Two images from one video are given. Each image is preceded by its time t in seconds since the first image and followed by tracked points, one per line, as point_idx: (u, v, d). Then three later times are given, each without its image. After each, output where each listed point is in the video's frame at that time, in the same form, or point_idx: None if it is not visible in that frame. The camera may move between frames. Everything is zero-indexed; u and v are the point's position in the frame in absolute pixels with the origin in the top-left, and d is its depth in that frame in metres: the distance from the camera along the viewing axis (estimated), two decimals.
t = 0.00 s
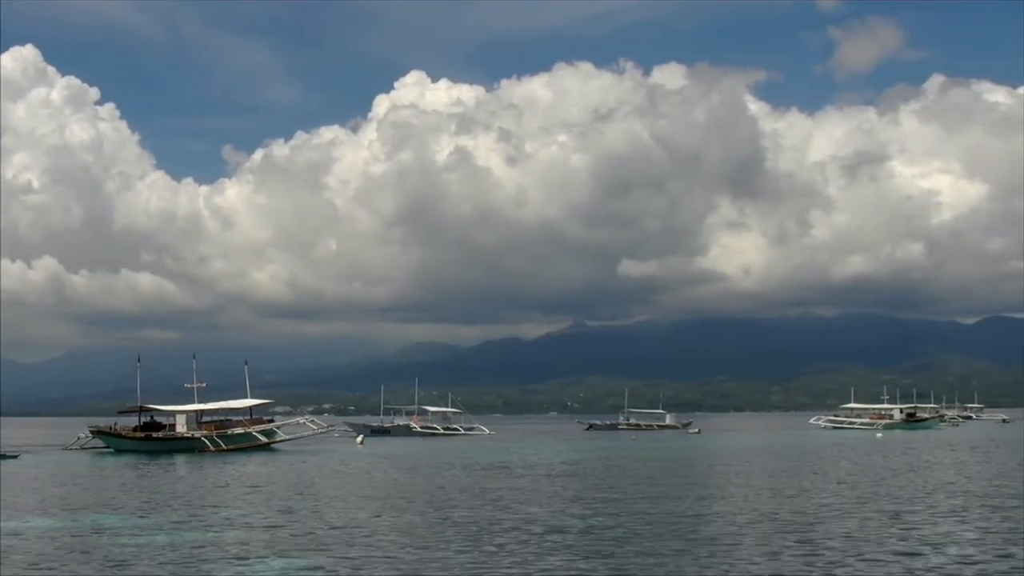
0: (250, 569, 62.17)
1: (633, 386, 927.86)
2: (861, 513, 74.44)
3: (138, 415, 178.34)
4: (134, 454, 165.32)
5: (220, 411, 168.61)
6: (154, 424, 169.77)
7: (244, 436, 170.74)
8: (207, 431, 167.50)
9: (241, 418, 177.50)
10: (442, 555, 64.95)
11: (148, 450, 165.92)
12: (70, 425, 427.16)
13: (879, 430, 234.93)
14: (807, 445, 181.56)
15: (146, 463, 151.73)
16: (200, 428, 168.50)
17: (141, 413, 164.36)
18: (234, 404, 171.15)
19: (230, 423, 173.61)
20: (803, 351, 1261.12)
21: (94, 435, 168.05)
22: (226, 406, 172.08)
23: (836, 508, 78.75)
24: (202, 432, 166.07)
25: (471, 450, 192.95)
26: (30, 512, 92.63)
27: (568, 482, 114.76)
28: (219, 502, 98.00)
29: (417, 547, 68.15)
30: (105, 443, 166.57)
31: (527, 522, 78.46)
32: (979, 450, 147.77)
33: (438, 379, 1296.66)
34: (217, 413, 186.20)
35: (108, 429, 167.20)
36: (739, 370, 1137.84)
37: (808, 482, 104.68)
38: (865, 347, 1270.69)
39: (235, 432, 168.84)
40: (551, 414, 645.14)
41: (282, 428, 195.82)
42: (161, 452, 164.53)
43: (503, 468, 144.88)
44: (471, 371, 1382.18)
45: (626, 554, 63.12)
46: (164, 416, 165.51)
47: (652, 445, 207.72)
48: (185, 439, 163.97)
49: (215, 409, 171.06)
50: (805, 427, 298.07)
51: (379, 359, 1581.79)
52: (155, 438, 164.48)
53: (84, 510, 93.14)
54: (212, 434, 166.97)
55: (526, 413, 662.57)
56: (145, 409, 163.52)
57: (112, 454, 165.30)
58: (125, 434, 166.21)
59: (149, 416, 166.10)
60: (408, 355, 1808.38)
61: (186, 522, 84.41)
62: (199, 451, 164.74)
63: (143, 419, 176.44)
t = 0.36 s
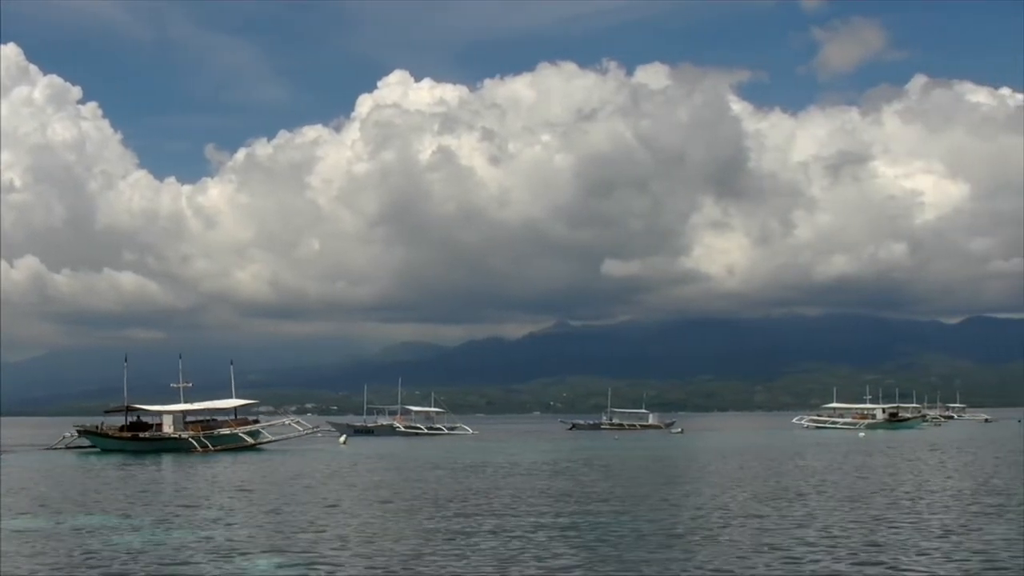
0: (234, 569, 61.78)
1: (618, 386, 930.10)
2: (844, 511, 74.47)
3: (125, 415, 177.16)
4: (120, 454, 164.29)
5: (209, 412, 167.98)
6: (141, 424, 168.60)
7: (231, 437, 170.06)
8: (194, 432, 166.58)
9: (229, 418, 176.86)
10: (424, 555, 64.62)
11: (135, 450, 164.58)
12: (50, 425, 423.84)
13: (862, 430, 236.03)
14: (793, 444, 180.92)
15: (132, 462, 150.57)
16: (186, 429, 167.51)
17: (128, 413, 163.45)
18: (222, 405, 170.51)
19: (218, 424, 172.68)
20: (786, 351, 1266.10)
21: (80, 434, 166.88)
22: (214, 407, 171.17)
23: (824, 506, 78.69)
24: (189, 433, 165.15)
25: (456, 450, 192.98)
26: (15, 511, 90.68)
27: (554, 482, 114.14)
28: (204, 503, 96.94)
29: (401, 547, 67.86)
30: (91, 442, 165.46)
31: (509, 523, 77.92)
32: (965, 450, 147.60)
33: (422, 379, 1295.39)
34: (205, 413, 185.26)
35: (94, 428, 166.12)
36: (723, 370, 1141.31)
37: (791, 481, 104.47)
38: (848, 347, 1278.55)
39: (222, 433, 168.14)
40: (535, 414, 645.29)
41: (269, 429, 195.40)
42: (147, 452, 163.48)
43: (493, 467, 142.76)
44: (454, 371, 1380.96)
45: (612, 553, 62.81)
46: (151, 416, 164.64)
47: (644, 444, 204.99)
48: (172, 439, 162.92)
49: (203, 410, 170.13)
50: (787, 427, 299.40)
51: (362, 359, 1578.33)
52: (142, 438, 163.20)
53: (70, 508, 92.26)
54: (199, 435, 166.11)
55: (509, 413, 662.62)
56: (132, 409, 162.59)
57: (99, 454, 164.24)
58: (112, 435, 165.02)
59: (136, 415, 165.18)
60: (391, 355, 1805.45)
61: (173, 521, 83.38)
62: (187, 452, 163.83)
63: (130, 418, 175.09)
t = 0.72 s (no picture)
0: (210, 569, 61.06)
1: (600, 386, 930.26)
2: (842, 512, 73.31)
3: (109, 414, 175.60)
4: (106, 453, 162.81)
5: (195, 412, 167.05)
6: (126, 423, 167.32)
7: (216, 437, 169.19)
8: (179, 432, 165.34)
9: (214, 419, 176.05)
10: (403, 554, 64.22)
11: (120, 449, 163.27)
12: (27, 425, 418.73)
13: (844, 429, 237.17)
14: (775, 444, 180.52)
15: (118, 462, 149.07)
16: (172, 429, 166.50)
17: (114, 412, 162.17)
18: (208, 406, 169.59)
19: (203, 424, 171.76)
20: (766, 351, 1270.78)
21: (65, 434, 165.15)
22: (200, 407, 170.23)
23: (804, 505, 78.66)
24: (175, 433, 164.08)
25: (439, 450, 192.10)
26: None
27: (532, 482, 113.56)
28: (183, 503, 95.91)
29: (380, 546, 67.29)
30: (77, 442, 163.85)
31: (487, 523, 77.39)
32: (945, 450, 147.71)
33: (405, 379, 1292.30)
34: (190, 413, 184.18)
35: (79, 428, 164.50)
36: (704, 370, 1144.14)
37: (771, 480, 104.28)
38: (830, 347, 1284.53)
39: (207, 433, 166.83)
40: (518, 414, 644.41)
41: (253, 430, 194.46)
42: (133, 451, 162.04)
43: (481, 467, 140.48)
44: (437, 371, 1377.09)
45: (593, 553, 62.50)
46: (137, 415, 163.25)
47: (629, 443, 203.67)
48: (158, 439, 161.85)
49: (188, 410, 169.17)
50: (769, 427, 300.47)
51: (343, 359, 1572.06)
52: (129, 438, 161.99)
53: (47, 508, 91.18)
54: (185, 435, 165.23)
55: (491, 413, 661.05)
56: (118, 408, 161.19)
57: (84, 454, 162.55)
58: (98, 434, 163.69)
59: (122, 415, 163.90)
60: (372, 354, 1800.60)
61: (150, 522, 82.15)
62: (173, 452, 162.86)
63: (115, 418, 173.71)
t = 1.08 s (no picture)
0: (192, 568, 60.28)
1: (582, 386, 929.25)
2: (824, 510, 73.51)
3: (94, 415, 174.54)
4: (92, 452, 161.69)
5: (182, 411, 166.30)
6: (111, 423, 166.09)
7: (202, 437, 168.37)
8: (165, 432, 164.58)
9: (199, 418, 175.27)
10: (384, 553, 63.92)
11: (106, 449, 162.14)
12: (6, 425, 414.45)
13: (825, 429, 238.68)
14: (757, 444, 180.26)
15: (103, 462, 148.33)
16: (158, 428, 165.59)
17: (98, 411, 160.97)
18: (194, 405, 168.76)
19: (188, 423, 171.00)
20: (748, 351, 1274.68)
21: (49, 433, 164.02)
22: (186, 407, 169.38)
23: (791, 505, 78.33)
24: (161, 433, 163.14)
25: (422, 449, 191.88)
26: None
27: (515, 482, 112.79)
28: (163, 504, 94.59)
29: (362, 546, 66.64)
30: (62, 442, 162.62)
31: (470, 523, 76.67)
32: (929, 449, 147.58)
33: (387, 379, 1289.65)
34: (174, 413, 183.27)
35: (63, 428, 163.42)
36: (687, 370, 1146.02)
37: (755, 479, 103.98)
38: (811, 347, 1290.58)
39: (193, 432, 166.33)
40: (500, 414, 642.31)
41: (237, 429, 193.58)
42: (118, 451, 161.07)
43: (466, 467, 138.94)
44: (418, 371, 1372.88)
45: (579, 553, 61.91)
46: (122, 414, 162.39)
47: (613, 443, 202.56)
48: (145, 438, 160.75)
49: (174, 410, 168.30)
50: (751, 426, 301.88)
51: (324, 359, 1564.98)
52: (115, 437, 160.78)
53: (30, 507, 90.22)
54: (171, 435, 164.30)
55: (474, 413, 659.06)
56: (103, 407, 160.16)
57: (69, 454, 161.38)
58: (84, 434, 162.47)
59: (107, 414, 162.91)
60: (354, 352, 1793.33)
61: (130, 521, 80.95)
62: (159, 452, 161.90)
63: (99, 418, 172.48)
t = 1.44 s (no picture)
0: (171, 569, 59.98)
1: (566, 386, 928.44)
2: (811, 510, 73.02)
3: (80, 414, 173.02)
4: (79, 452, 160.43)
5: (168, 410, 165.08)
6: (98, 423, 164.82)
7: (189, 435, 167.39)
8: (153, 430, 163.46)
9: (185, 416, 174.12)
10: (369, 555, 62.91)
11: (93, 448, 160.65)
12: None
13: (808, 429, 239.88)
14: (739, 444, 179.34)
15: (90, 460, 147.10)
16: (145, 427, 164.34)
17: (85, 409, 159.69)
18: (181, 404, 167.70)
19: (175, 422, 169.87)
20: (731, 351, 1278.29)
21: (36, 433, 162.41)
22: (172, 405, 168.22)
23: (776, 505, 77.80)
24: (148, 432, 162.12)
25: (408, 448, 191.26)
26: None
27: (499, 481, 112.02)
28: (144, 503, 93.40)
29: (342, 547, 66.15)
30: (48, 442, 161.09)
31: (452, 523, 75.90)
32: (914, 450, 147.10)
33: (371, 379, 1286.77)
34: (160, 411, 182.19)
35: (50, 427, 161.85)
36: (670, 370, 1148.06)
37: (740, 480, 103.06)
38: (794, 347, 1296.38)
39: (180, 431, 165.28)
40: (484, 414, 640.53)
41: (223, 428, 192.40)
42: (106, 450, 159.88)
43: (449, 467, 137.45)
44: (401, 371, 1368.50)
45: (559, 553, 61.69)
46: (109, 414, 161.15)
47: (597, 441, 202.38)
48: (130, 437, 159.47)
49: (161, 408, 167.12)
50: (734, 426, 302.96)
51: (306, 359, 1558.26)
52: (102, 437, 159.28)
53: (14, 508, 88.92)
54: (159, 433, 163.35)
55: (457, 413, 657.02)
56: (90, 405, 158.85)
57: (56, 453, 159.95)
58: (71, 433, 160.93)
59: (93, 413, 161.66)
60: (336, 352, 1786.31)
61: (110, 521, 80.14)
62: (148, 450, 161.02)
63: (85, 418, 171.02)
